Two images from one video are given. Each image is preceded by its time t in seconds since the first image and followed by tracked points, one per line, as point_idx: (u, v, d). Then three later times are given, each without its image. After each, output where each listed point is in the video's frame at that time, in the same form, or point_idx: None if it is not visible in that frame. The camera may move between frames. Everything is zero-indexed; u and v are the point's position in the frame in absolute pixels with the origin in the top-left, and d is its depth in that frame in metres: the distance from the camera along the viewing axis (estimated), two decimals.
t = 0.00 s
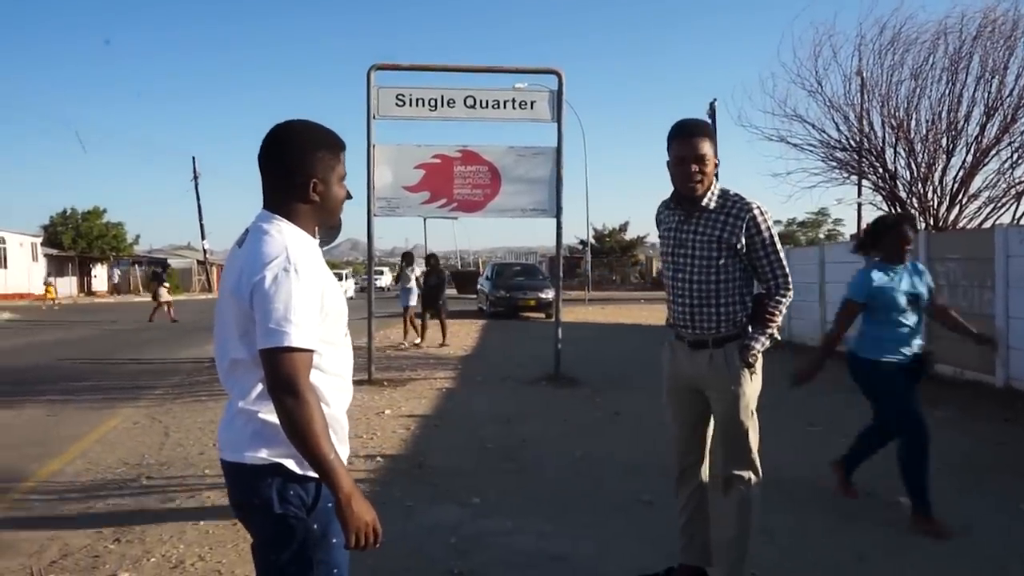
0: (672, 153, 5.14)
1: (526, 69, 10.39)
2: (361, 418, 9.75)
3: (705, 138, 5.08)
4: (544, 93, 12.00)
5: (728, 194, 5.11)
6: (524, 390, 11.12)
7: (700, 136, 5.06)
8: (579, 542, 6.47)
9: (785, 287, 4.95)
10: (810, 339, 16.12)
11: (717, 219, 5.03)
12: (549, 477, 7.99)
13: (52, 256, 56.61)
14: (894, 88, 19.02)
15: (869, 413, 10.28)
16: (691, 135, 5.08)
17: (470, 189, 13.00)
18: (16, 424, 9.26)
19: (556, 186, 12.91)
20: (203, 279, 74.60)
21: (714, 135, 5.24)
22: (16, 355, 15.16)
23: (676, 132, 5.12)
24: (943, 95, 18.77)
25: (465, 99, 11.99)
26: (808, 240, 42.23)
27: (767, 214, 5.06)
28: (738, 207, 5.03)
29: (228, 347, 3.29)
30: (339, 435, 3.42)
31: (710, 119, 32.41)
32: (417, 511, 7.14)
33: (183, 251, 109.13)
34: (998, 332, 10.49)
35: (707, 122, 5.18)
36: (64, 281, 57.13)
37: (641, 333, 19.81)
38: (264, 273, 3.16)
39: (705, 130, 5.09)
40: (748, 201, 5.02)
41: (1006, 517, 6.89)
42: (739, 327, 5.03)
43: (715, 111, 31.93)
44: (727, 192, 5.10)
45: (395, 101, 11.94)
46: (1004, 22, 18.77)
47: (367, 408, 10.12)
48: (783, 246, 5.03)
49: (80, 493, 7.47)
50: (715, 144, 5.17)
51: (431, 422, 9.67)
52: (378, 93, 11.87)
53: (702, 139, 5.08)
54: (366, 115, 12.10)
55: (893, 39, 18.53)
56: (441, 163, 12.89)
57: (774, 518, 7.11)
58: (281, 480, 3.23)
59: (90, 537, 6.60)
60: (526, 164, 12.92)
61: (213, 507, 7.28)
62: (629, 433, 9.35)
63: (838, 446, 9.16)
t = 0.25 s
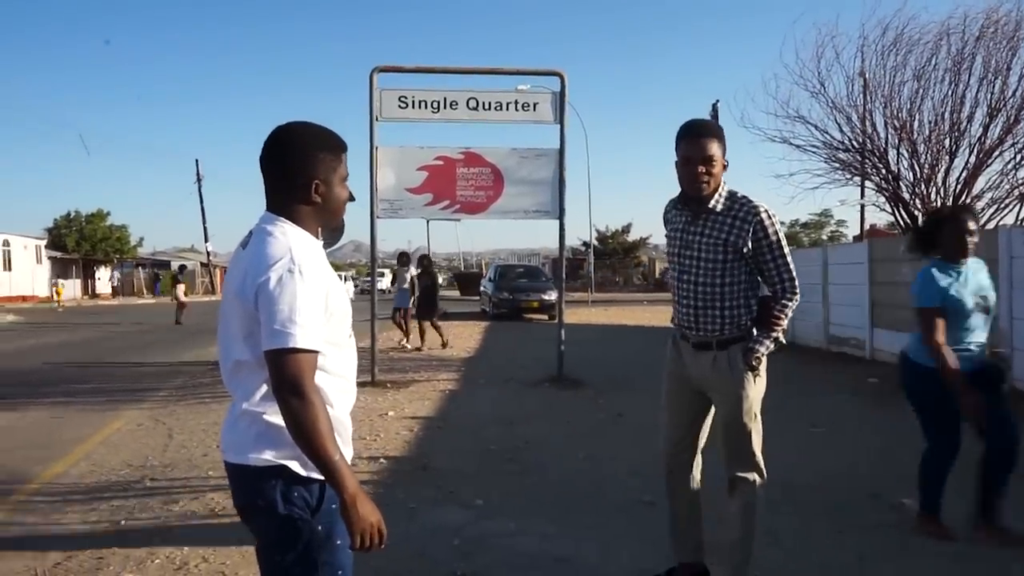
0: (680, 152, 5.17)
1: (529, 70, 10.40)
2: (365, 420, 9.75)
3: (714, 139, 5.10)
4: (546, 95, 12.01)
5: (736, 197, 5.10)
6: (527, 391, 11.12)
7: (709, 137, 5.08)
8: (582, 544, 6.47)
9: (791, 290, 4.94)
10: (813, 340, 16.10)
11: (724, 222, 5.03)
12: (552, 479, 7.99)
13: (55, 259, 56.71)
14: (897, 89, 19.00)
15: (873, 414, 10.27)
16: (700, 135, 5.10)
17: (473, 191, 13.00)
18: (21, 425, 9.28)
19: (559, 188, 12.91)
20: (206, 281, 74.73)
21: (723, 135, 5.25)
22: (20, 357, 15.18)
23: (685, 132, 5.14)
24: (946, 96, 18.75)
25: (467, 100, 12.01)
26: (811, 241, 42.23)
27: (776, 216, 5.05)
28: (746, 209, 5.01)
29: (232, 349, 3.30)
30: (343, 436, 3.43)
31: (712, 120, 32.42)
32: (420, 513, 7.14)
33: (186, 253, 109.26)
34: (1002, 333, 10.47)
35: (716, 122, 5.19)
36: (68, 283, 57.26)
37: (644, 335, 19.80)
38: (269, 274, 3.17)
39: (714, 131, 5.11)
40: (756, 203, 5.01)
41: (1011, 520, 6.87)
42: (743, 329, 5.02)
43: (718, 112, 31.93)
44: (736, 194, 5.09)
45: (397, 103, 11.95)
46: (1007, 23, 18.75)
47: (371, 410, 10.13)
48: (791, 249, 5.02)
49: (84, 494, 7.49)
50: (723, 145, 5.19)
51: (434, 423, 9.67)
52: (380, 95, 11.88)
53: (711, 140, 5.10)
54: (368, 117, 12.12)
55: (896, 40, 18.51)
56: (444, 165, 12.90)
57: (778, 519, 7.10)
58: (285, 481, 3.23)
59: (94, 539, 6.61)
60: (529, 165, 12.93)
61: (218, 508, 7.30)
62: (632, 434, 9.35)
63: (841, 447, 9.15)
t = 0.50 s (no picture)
0: (686, 150, 5.14)
1: (537, 67, 10.39)
2: (373, 416, 9.77)
3: (720, 137, 5.08)
4: (555, 91, 12.00)
5: (741, 194, 5.08)
6: (535, 388, 11.12)
7: (715, 135, 5.06)
8: (591, 540, 6.47)
9: (797, 288, 4.95)
10: (822, 338, 16.05)
11: (730, 219, 5.02)
12: (560, 476, 7.99)
13: (66, 256, 57.00)
14: (907, 85, 18.90)
15: (882, 412, 10.24)
16: (706, 133, 5.08)
17: (481, 188, 13.02)
18: (32, 420, 9.33)
19: (567, 184, 12.90)
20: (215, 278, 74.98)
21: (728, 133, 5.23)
22: (30, 353, 15.26)
23: (691, 130, 5.12)
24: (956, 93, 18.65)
25: (475, 97, 12.01)
26: (820, 239, 42.11)
27: (782, 214, 5.04)
28: (752, 207, 5.01)
29: (239, 346, 3.31)
30: (351, 431, 3.43)
31: (720, 117, 32.34)
32: (429, 509, 7.16)
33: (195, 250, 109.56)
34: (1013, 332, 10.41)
35: (721, 121, 5.17)
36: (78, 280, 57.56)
37: (653, 332, 19.78)
38: (276, 270, 3.18)
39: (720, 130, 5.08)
40: (762, 201, 5.01)
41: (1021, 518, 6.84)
42: (749, 327, 5.02)
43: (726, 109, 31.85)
44: (742, 191, 5.08)
45: (406, 100, 11.96)
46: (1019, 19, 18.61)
47: (379, 406, 10.14)
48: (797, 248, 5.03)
49: (95, 489, 7.53)
50: (728, 143, 5.16)
51: (442, 420, 9.68)
52: (389, 91, 11.89)
53: (717, 138, 5.07)
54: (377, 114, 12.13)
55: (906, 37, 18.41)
56: (452, 161, 12.91)
57: (786, 517, 7.08)
58: (294, 477, 3.24)
59: (105, 534, 6.65)
60: (537, 162, 12.92)
61: (227, 504, 7.32)
62: (641, 431, 9.34)
63: (851, 445, 9.12)
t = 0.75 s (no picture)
0: (685, 148, 5.14)
1: (549, 64, 10.37)
2: (385, 413, 9.80)
3: (718, 133, 5.08)
4: (568, 89, 11.98)
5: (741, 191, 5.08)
6: (547, 386, 11.12)
7: (713, 133, 5.06)
8: (602, 539, 6.47)
9: (800, 283, 4.94)
10: (836, 337, 15.96)
11: (731, 216, 5.01)
12: (572, 474, 7.99)
13: (82, 253, 57.47)
14: (922, 82, 18.75)
15: (897, 412, 10.17)
16: (704, 129, 5.08)
17: (493, 186, 13.05)
18: (48, 416, 9.42)
19: (580, 182, 12.87)
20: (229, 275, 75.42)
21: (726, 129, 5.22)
22: (48, 349, 15.41)
23: (689, 128, 5.11)
24: (972, 89, 18.48)
25: (488, 95, 12.02)
26: (834, 237, 41.91)
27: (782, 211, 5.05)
28: (753, 203, 5.01)
29: (251, 342, 3.33)
30: (361, 429, 3.45)
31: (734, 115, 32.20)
32: (440, 507, 7.18)
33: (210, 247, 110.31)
34: None
35: (719, 117, 5.17)
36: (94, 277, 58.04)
37: (666, 330, 19.74)
38: (289, 268, 3.20)
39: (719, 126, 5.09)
40: (763, 198, 5.00)
41: None
42: (752, 324, 4.99)
43: (740, 106, 31.72)
44: (742, 188, 5.07)
45: (418, 98, 11.97)
46: None
47: (391, 404, 10.17)
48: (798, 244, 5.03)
49: (109, 485, 7.60)
50: (727, 139, 5.15)
51: (454, 417, 9.70)
52: (401, 89, 11.90)
53: (717, 135, 5.07)
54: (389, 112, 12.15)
55: (922, 33, 18.26)
56: (464, 159, 12.93)
57: (799, 517, 7.05)
58: (304, 474, 3.26)
59: (119, 529, 6.71)
60: (550, 160, 12.91)
61: (239, 500, 7.37)
62: (653, 430, 9.32)
63: (864, 444, 9.07)
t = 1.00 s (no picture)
0: (668, 148, 5.16)
1: (557, 64, 10.37)
2: (392, 412, 9.82)
3: (700, 132, 5.10)
4: (575, 89, 11.98)
5: (727, 188, 5.09)
6: (555, 385, 11.12)
7: (695, 131, 5.08)
8: (608, 538, 6.47)
9: (787, 280, 4.94)
10: (845, 337, 15.89)
11: (718, 213, 5.02)
12: (578, 474, 7.98)
13: (93, 252, 57.78)
14: (932, 81, 18.65)
15: (906, 412, 10.12)
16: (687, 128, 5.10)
17: (501, 185, 13.05)
18: (57, 414, 9.48)
19: (588, 182, 12.86)
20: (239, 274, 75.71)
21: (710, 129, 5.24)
22: (58, 347, 15.50)
23: (671, 128, 5.14)
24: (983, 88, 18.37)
25: (495, 95, 12.02)
26: (844, 236, 41.73)
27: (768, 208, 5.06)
28: (738, 200, 5.02)
29: (255, 341, 3.35)
30: (364, 429, 3.46)
31: (743, 115, 32.11)
32: (446, 506, 7.19)
33: (220, 246, 110.72)
34: None
35: (702, 117, 5.19)
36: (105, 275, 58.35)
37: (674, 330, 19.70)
38: (293, 268, 3.21)
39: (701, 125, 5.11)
40: (748, 194, 5.02)
41: None
42: (743, 322, 4.99)
43: (749, 106, 31.63)
44: (727, 185, 5.09)
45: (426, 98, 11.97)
46: None
47: (398, 403, 10.19)
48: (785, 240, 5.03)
49: (118, 483, 7.65)
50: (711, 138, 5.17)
51: (461, 417, 9.71)
52: (409, 89, 11.91)
53: (699, 134, 5.09)
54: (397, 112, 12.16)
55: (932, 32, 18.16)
56: (472, 159, 12.91)
57: (805, 517, 7.02)
58: (307, 474, 3.27)
59: (128, 527, 6.75)
60: (557, 159, 12.91)
61: (247, 499, 7.40)
62: (660, 430, 9.31)
63: (873, 445, 9.03)
